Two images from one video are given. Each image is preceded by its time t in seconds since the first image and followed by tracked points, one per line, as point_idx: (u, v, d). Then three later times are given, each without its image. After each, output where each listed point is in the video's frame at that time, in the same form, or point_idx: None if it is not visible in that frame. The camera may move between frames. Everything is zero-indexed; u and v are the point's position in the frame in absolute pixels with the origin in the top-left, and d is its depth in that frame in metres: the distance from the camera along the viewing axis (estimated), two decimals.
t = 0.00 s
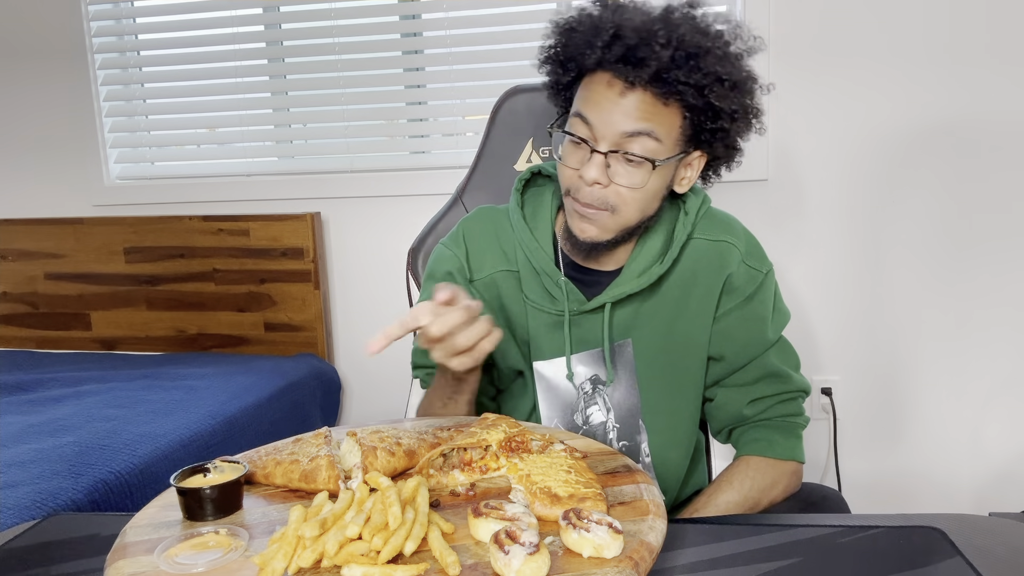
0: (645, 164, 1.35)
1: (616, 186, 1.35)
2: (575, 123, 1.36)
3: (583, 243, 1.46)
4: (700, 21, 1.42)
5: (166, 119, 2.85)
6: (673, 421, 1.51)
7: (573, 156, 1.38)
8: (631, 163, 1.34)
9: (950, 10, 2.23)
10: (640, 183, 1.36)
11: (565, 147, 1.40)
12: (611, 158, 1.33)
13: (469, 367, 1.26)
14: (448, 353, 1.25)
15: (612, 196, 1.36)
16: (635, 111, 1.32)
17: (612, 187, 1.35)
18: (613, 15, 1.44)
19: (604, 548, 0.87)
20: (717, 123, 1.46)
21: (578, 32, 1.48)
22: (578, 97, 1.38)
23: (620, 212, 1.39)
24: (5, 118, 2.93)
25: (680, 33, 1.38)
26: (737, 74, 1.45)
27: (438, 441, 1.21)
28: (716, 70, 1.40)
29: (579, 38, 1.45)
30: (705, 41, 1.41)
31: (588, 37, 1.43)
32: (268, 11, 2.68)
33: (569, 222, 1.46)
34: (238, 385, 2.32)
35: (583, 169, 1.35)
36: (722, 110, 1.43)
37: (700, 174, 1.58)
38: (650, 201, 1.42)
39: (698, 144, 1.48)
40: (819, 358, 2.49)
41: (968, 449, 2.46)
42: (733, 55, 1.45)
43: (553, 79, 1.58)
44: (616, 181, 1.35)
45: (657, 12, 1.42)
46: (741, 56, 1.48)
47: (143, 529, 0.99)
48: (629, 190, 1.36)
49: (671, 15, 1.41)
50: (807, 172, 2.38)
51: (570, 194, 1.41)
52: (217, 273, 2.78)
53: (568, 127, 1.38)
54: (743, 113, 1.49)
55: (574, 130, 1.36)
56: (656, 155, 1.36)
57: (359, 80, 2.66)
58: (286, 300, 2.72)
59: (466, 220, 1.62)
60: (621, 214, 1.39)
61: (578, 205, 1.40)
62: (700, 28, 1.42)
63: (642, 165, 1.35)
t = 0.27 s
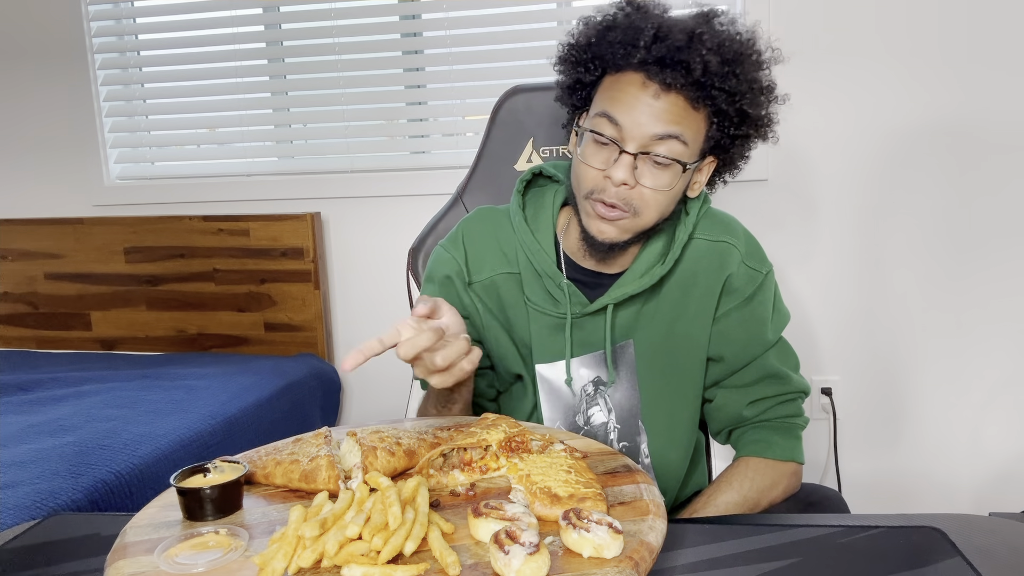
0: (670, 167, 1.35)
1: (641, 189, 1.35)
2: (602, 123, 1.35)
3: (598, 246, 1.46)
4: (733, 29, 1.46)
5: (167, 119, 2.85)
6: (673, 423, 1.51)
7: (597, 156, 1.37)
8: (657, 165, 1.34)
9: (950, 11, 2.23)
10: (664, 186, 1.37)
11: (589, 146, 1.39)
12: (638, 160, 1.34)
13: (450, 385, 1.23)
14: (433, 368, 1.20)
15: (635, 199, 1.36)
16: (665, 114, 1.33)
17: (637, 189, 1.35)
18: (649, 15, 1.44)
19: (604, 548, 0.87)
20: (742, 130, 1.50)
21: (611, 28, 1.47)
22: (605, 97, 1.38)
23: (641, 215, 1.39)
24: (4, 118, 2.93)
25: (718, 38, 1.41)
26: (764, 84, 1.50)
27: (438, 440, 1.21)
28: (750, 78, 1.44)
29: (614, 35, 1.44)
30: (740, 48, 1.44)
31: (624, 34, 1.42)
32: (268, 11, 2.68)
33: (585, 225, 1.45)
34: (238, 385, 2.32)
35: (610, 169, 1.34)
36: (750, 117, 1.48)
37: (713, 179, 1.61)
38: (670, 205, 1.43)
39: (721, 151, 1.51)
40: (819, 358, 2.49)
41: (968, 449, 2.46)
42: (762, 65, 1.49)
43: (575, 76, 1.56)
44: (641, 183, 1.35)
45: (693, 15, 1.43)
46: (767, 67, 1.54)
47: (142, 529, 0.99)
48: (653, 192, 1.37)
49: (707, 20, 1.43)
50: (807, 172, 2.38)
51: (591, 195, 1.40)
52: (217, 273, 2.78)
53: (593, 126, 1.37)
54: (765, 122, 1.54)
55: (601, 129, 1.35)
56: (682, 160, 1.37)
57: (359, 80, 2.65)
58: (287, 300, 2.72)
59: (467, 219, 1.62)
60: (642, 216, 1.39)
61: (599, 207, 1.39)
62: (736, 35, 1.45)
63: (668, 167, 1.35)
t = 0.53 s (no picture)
0: (676, 165, 1.35)
1: (647, 188, 1.35)
2: (606, 123, 1.35)
3: (604, 247, 1.45)
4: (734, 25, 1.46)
5: (167, 119, 2.85)
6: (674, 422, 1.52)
7: (602, 156, 1.37)
8: (663, 164, 1.34)
9: (950, 11, 2.23)
10: (670, 185, 1.36)
11: (594, 147, 1.39)
12: (643, 159, 1.33)
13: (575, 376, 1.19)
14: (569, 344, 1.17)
15: (641, 198, 1.36)
16: (670, 112, 1.32)
17: (644, 188, 1.35)
18: (650, 15, 1.45)
19: (604, 548, 0.87)
20: (747, 125, 1.50)
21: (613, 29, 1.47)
22: (609, 98, 1.38)
23: (648, 214, 1.39)
24: (4, 118, 2.93)
25: (721, 35, 1.41)
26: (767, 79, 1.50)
27: (438, 441, 1.21)
28: (754, 73, 1.44)
29: (615, 37, 1.44)
30: (743, 44, 1.44)
31: (626, 35, 1.42)
32: (268, 11, 2.68)
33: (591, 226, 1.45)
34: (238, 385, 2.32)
35: (615, 168, 1.34)
36: (755, 112, 1.48)
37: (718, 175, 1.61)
38: (677, 203, 1.42)
39: (726, 147, 1.51)
40: (819, 358, 2.49)
41: (968, 449, 2.46)
42: (764, 60, 1.50)
43: (576, 78, 1.56)
44: (647, 182, 1.35)
45: (694, 14, 1.44)
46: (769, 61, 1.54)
47: (142, 529, 0.99)
48: (659, 190, 1.36)
49: (707, 18, 1.43)
50: (807, 172, 2.38)
51: (597, 195, 1.40)
52: (217, 272, 2.78)
53: (598, 127, 1.37)
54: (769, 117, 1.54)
55: (606, 130, 1.35)
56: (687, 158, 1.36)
57: (359, 80, 2.65)
58: (287, 300, 2.72)
59: (472, 219, 1.62)
60: (649, 215, 1.39)
61: (605, 207, 1.39)
62: (738, 32, 1.45)
63: (673, 165, 1.35)
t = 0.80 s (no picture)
0: (684, 169, 1.35)
1: (655, 191, 1.36)
2: (615, 126, 1.36)
3: (609, 249, 1.46)
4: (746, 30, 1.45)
5: (167, 119, 2.85)
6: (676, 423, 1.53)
7: (610, 159, 1.38)
8: (671, 168, 1.35)
9: (950, 11, 2.23)
10: (677, 189, 1.37)
11: (602, 148, 1.39)
12: (652, 162, 1.34)
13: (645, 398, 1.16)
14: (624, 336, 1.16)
15: (649, 201, 1.37)
16: (679, 116, 1.32)
17: (651, 191, 1.35)
18: (662, 19, 1.44)
19: (604, 548, 0.87)
20: (757, 130, 1.49)
21: (624, 32, 1.47)
22: (618, 101, 1.38)
23: (655, 217, 1.39)
24: (5, 118, 2.93)
25: (732, 40, 1.40)
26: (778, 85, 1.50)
27: (438, 441, 1.21)
28: (764, 79, 1.44)
29: (626, 39, 1.44)
30: (754, 49, 1.44)
31: (637, 38, 1.42)
32: (268, 11, 2.68)
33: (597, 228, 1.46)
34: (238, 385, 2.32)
35: (623, 171, 1.34)
36: (765, 118, 1.47)
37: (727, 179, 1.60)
38: (686, 205, 1.43)
39: (735, 152, 1.51)
40: (819, 358, 2.49)
41: (968, 449, 2.46)
42: (776, 66, 1.49)
43: (588, 80, 1.56)
44: (654, 185, 1.35)
45: (706, 17, 1.43)
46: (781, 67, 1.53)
47: (142, 529, 0.99)
48: (666, 194, 1.37)
49: (720, 23, 1.42)
50: (807, 173, 2.38)
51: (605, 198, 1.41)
52: (217, 272, 2.78)
53: (606, 131, 1.37)
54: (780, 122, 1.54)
55: (614, 133, 1.36)
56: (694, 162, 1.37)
57: (359, 80, 2.66)
58: (287, 300, 2.73)
59: (477, 220, 1.61)
60: (656, 219, 1.39)
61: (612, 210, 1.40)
62: (749, 35, 1.44)
63: (681, 169, 1.35)
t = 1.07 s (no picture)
0: (694, 184, 1.33)
1: (663, 206, 1.33)
2: (625, 139, 1.32)
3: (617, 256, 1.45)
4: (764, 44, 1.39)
5: (167, 119, 2.85)
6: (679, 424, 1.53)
7: (619, 171, 1.35)
8: (680, 183, 1.32)
9: (950, 11, 2.23)
10: (686, 203, 1.35)
11: (612, 160, 1.36)
12: (660, 177, 1.31)
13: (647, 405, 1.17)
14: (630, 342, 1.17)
15: (657, 216, 1.34)
16: (691, 132, 1.28)
17: (660, 206, 1.33)
18: (678, 29, 1.38)
19: (604, 548, 0.87)
20: (768, 146, 1.46)
21: (638, 42, 1.40)
22: (629, 112, 1.34)
23: (662, 231, 1.37)
24: (5, 118, 2.93)
25: (749, 56, 1.35)
26: (793, 101, 1.45)
27: (438, 441, 1.21)
28: (779, 97, 1.39)
29: (641, 50, 1.38)
30: (771, 65, 1.38)
31: (652, 50, 1.36)
32: (268, 11, 2.68)
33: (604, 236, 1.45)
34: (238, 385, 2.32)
35: (632, 187, 1.32)
36: (777, 135, 1.43)
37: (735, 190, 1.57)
38: (694, 217, 1.40)
39: (746, 165, 1.48)
40: (819, 358, 2.49)
41: (968, 449, 2.46)
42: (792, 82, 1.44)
43: (600, 86, 1.51)
44: (663, 200, 1.33)
45: (723, 30, 1.37)
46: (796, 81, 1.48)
47: (143, 528, 0.99)
48: (675, 209, 1.34)
49: (738, 36, 1.36)
50: (807, 173, 2.38)
51: (613, 209, 1.39)
52: (217, 273, 2.78)
53: (617, 142, 1.34)
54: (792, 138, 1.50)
55: (625, 146, 1.32)
56: (704, 176, 1.34)
57: (359, 80, 2.66)
58: (287, 300, 2.72)
59: (481, 220, 1.60)
60: (662, 232, 1.38)
61: (620, 221, 1.38)
62: (766, 51, 1.39)
63: (691, 184, 1.33)
